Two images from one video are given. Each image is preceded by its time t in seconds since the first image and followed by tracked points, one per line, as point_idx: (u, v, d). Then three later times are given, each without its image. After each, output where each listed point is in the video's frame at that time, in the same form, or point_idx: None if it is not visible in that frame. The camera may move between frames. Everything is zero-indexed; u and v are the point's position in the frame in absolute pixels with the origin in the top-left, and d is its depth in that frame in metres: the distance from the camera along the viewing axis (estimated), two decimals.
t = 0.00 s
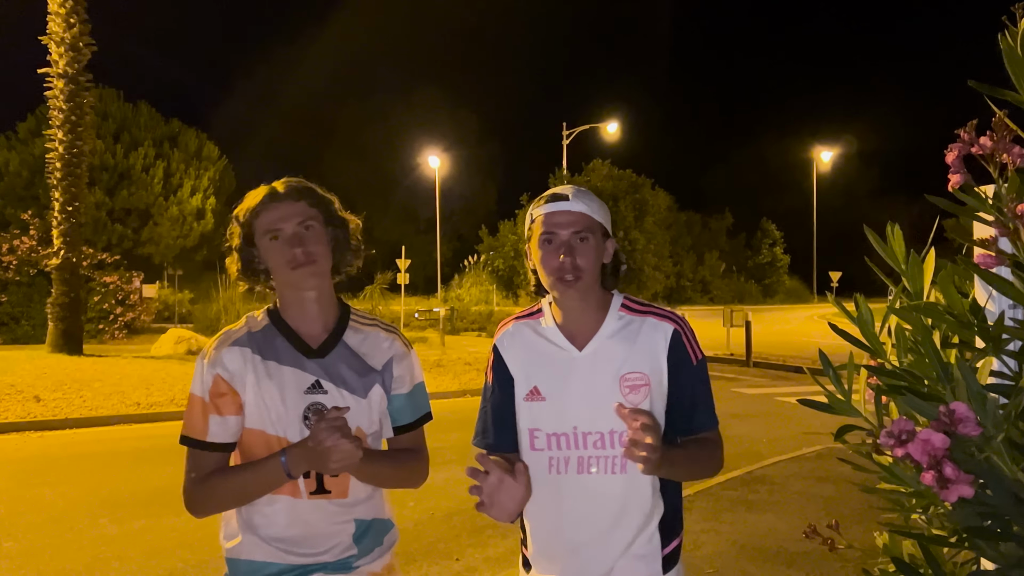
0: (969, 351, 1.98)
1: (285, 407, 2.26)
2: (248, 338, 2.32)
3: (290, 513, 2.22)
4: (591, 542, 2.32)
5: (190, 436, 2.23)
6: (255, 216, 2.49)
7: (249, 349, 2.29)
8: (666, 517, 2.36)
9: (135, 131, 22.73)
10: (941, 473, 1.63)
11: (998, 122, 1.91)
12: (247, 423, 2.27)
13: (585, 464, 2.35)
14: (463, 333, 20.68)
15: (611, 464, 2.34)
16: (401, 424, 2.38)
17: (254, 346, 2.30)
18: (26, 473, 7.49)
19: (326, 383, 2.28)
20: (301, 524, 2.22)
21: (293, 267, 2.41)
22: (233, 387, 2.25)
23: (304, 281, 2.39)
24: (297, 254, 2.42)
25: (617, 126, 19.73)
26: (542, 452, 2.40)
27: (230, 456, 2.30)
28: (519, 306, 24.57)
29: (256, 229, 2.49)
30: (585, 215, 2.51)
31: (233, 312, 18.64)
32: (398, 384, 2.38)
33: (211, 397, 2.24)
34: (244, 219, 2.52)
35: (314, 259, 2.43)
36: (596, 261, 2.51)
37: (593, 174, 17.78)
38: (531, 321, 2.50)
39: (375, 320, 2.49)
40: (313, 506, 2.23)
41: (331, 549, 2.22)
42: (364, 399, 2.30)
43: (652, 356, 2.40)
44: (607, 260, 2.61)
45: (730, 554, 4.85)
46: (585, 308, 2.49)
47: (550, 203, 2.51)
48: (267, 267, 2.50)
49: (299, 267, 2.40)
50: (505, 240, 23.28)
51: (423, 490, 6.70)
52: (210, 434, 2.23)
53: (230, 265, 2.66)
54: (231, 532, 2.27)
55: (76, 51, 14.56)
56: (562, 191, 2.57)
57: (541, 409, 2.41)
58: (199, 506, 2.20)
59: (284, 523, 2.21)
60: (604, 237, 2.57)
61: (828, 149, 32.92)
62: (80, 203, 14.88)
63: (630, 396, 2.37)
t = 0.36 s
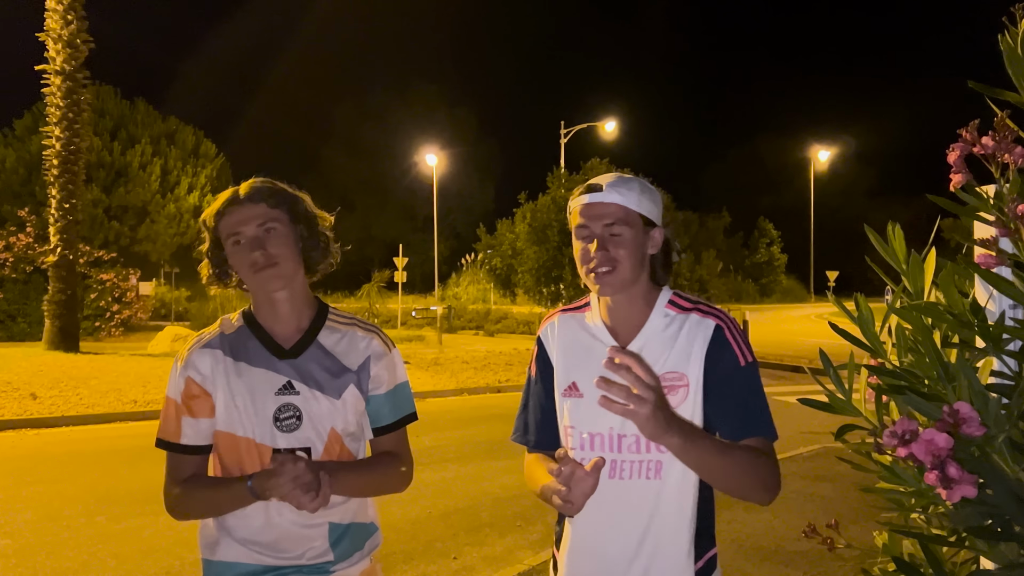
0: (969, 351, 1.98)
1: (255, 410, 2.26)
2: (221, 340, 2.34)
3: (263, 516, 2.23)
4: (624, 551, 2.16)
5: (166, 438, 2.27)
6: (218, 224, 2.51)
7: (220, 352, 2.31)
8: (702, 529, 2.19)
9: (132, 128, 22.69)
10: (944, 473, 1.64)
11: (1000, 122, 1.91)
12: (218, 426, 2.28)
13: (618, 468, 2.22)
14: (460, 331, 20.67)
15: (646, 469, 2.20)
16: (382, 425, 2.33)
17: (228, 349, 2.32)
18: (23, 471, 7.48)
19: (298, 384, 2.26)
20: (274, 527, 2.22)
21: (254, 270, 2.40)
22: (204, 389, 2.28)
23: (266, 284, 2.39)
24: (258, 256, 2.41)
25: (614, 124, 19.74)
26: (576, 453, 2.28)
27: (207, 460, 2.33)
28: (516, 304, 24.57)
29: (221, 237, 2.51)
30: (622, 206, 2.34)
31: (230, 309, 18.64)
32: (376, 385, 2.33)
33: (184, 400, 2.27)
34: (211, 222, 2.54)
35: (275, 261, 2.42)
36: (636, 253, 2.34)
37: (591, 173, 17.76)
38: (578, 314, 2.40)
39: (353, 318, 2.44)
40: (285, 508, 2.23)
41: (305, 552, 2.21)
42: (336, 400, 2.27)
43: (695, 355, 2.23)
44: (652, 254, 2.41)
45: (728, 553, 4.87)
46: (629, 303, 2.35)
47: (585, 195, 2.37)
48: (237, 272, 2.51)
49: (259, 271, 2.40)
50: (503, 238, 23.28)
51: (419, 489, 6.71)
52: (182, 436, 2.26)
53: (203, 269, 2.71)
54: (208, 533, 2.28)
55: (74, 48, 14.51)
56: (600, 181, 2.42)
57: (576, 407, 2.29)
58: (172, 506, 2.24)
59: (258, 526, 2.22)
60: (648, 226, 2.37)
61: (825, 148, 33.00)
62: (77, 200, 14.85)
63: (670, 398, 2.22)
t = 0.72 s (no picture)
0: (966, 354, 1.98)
1: (248, 409, 2.26)
2: (213, 340, 2.34)
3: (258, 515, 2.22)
4: (639, 554, 2.16)
5: (157, 439, 2.27)
6: (212, 222, 2.51)
7: (212, 352, 2.31)
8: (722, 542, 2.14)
9: (128, 126, 22.63)
10: (939, 475, 1.64)
11: (997, 125, 1.91)
12: (210, 426, 2.28)
13: (634, 470, 2.21)
14: (456, 331, 20.66)
15: (661, 474, 2.19)
16: (376, 422, 2.34)
17: (220, 349, 2.31)
18: (18, 470, 7.46)
19: (291, 384, 2.26)
20: (270, 527, 2.21)
21: (243, 270, 2.39)
22: (196, 390, 2.28)
23: (255, 285, 2.37)
24: (248, 256, 2.39)
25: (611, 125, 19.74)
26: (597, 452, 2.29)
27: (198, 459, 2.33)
28: (513, 304, 24.57)
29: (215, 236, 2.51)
30: (651, 199, 2.35)
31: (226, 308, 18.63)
32: (370, 383, 2.33)
33: (176, 400, 2.27)
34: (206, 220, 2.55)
35: (266, 263, 2.39)
36: (664, 251, 2.33)
37: (588, 173, 17.71)
38: (604, 313, 2.44)
39: (346, 317, 2.44)
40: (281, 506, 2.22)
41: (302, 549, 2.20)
42: (331, 399, 2.27)
43: (720, 360, 2.19)
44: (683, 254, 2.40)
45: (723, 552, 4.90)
46: (654, 301, 2.36)
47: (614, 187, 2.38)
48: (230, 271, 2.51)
49: (248, 272, 2.38)
50: (499, 238, 23.26)
51: (415, 488, 6.71)
52: (173, 436, 2.27)
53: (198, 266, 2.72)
54: (204, 535, 2.28)
55: (70, 45, 14.48)
56: (632, 174, 2.43)
57: (599, 406, 2.30)
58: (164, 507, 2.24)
59: (253, 525, 2.21)
60: (677, 223, 2.37)
61: (822, 150, 33.04)
62: (73, 198, 14.80)
63: (694, 403, 2.19)
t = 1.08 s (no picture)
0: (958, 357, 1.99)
1: (259, 409, 2.27)
2: (223, 339, 2.32)
3: (268, 513, 2.22)
4: (650, 559, 2.16)
5: (165, 437, 2.25)
6: (242, 213, 2.46)
7: (223, 351, 2.29)
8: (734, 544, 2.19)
9: (122, 125, 22.55)
10: (933, 477, 1.64)
11: (991, 129, 1.92)
12: (221, 424, 2.28)
13: (646, 476, 2.21)
14: (450, 333, 20.64)
15: (674, 480, 2.19)
16: (382, 422, 2.35)
17: (231, 348, 2.30)
18: (9, 469, 7.43)
19: (302, 384, 2.27)
20: (279, 527, 2.20)
21: (271, 271, 2.38)
22: (207, 387, 2.26)
23: (282, 286, 2.37)
24: (280, 258, 2.39)
25: (606, 127, 19.74)
26: (603, 457, 2.27)
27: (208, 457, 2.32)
28: (508, 306, 24.55)
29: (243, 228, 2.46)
30: (686, 208, 2.36)
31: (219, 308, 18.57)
32: (379, 381, 2.34)
33: (186, 398, 2.25)
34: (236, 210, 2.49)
35: (295, 267, 2.39)
36: (693, 261, 2.35)
37: (582, 175, 17.64)
38: (608, 319, 2.39)
39: (355, 317, 2.44)
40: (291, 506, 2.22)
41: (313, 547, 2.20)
42: (340, 399, 2.29)
43: (736, 369, 2.23)
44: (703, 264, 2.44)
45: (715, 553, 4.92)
46: (674, 309, 2.35)
47: (651, 190, 2.36)
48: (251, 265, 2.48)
49: (277, 272, 2.37)
50: (494, 240, 23.26)
51: (407, 489, 6.70)
52: (183, 435, 2.25)
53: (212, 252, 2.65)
54: (214, 535, 2.27)
55: (64, 44, 14.43)
56: (663, 180, 2.42)
57: (610, 411, 2.28)
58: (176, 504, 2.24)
59: (261, 524, 2.21)
60: (704, 233, 2.40)
61: (816, 154, 33.12)
62: (66, 196, 14.75)
63: (709, 410, 2.21)
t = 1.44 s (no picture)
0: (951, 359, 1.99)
1: (277, 407, 2.26)
2: (242, 336, 2.30)
3: (286, 511, 2.22)
4: (633, 547, 2.17)
5: (177, 432, 2.22)
6: (310, 202, 2.49)
7: (242, 349, 2.27)
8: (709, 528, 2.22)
9: (118, 124, 22.47)
10: (925, 478, 1.65)
11: (984, 133, 1.93)
12: (236, 421, 2.26)
13: (626, 466, 2.20)
14: (446, 334, 20.62)
15: (653, 469, 2.20)
16: (394, 423, 2.38)
17: (247, 346, 2.28)
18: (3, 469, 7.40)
19: (320, 384, 2.29)
20: (301, 525, 2.21)
21: (328, 263, 2.42)
22: (225, 385, 2.25)
23: (331, 282, 2.42)
24: (339, 253, 2.45)
25: (602, 128, 19.75)
26: (582, 449, 2.24)
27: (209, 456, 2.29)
28: (503, 307, 24.54)
29: (306, 214, 2.48)
30: (662, 209, 2.37)
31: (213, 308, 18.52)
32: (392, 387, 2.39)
33: (201, 394, 2.23)
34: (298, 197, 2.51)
35: (344, 266, 2.45)
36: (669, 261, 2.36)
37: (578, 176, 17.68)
38: (586, 317, 2.38)
39: (368, 321, 2.50)
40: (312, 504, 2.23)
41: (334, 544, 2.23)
42: (356, 401, 2.32)
43: (711, 359, 2.25)
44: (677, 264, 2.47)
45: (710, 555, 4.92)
46: (648, 308, 2.36)
47: (628, 193, 2.37)
48: (296, 251, 2.46)
49: (332, 268, 2.42)
50: (490, 240, 23.25)
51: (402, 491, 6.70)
52: (193, 431, 2.22)
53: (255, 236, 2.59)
54: (231, 533, 2.25)
55: (59, 42, 14.39)
56: (642, 182, 2.43)
57: (588, 405, 2.26)
58: (175, 498, 2.19)
59: (282, 523, 2.21)
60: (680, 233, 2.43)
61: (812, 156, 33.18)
62: (60, 195, 14.69)
63: (685, 399, 2.22)
